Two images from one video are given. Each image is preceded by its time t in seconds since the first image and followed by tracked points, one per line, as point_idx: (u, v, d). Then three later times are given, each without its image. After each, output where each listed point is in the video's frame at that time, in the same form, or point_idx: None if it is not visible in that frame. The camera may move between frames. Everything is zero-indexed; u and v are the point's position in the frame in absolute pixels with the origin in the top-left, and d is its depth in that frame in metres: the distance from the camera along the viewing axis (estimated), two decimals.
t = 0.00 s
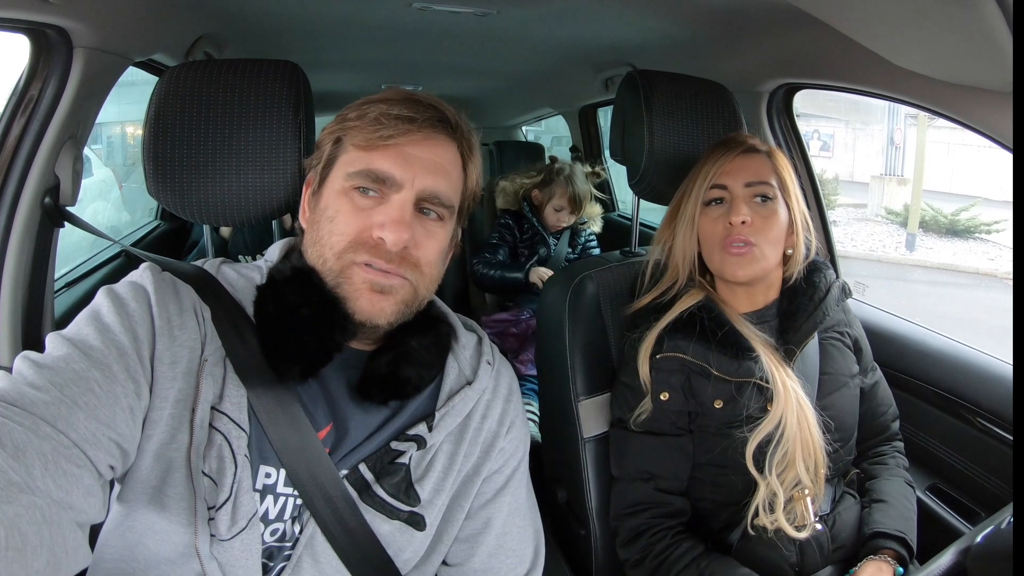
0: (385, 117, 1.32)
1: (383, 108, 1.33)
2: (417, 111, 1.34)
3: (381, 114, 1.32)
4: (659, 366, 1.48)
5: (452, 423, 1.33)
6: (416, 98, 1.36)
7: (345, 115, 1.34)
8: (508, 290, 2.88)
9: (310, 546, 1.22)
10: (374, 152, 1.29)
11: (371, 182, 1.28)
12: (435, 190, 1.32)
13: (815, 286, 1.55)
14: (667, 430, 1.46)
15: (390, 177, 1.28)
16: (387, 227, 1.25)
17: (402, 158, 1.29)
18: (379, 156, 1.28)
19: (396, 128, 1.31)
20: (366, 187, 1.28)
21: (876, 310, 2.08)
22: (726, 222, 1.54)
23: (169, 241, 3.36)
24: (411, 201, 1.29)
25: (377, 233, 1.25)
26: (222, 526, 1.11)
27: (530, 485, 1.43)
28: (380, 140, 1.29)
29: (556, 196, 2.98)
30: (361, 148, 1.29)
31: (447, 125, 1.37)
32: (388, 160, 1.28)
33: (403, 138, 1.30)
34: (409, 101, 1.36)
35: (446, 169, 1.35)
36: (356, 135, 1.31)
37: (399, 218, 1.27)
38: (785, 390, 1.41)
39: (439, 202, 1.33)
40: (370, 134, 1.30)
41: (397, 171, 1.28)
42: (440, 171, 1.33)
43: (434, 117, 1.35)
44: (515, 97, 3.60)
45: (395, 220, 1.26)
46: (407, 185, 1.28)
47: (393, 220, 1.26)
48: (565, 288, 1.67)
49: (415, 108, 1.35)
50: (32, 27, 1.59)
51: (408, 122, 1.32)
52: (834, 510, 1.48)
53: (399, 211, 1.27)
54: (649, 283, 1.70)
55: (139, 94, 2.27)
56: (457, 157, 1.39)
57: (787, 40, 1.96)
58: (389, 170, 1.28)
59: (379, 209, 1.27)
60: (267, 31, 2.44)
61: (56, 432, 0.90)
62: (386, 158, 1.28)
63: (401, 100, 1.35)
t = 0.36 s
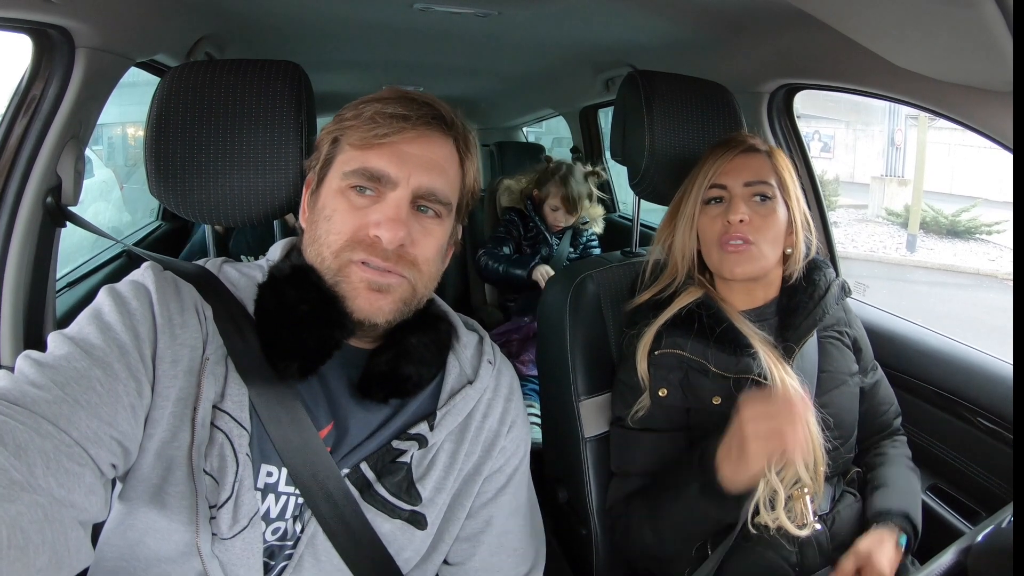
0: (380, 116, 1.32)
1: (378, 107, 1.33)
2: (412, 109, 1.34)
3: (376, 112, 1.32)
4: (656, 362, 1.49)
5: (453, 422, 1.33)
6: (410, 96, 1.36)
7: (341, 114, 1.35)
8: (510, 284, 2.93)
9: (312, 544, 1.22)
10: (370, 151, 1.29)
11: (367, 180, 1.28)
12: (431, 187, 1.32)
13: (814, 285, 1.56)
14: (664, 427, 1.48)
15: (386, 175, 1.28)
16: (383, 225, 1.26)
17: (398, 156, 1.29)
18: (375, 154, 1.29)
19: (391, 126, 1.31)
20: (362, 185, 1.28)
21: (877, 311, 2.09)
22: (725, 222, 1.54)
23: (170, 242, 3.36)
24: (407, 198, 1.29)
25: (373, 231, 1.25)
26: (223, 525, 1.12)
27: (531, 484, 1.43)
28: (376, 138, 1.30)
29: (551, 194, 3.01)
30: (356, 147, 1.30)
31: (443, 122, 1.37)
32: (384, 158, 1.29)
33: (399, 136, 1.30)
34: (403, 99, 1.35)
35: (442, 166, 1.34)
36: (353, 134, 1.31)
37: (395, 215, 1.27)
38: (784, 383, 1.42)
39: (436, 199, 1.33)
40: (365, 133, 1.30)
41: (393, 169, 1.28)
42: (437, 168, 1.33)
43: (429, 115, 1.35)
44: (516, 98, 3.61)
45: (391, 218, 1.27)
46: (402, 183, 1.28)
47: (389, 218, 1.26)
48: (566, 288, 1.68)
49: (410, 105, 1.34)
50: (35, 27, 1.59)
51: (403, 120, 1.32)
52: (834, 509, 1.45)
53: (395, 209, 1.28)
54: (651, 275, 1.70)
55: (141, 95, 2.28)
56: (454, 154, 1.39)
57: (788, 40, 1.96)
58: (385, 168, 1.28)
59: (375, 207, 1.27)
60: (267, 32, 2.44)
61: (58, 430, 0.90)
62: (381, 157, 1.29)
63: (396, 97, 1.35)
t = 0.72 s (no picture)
0: (381, 118, 1.31)
1: (380, 109, 1.33)
2: (414, 112, 1.33)
3: (377, 115, 1.32)
4: (659, 370, 1.46)
5: (454, 424, 1.33)
6: (412, 98, 1.36)
7: (343, 117, 1.34)
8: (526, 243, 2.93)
9: (312, 547, 1.22)
10: (370, 153, 1.29)
11: (367, 183, 1.28)
12: (431, 189, 1.31)
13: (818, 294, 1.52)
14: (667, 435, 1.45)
15: (387, 178, 1.28)
16: (383, 228, 1.25)
17: (398, 159, 1.29)
18: (376, 158, 1.29)
19: (391, 129, 1.30)
20: (362, 188, 1.28)
21: (877, 312, 2.08)
22: (713, 250, 1.47)
23: (170, 242, 3.36)
24: (408, 201, 1.29)
25: (374, 234, 1.25)
26: (224, 527, 1.12)
27: (532, 486, 1.43)
28: (377, 141, 1.29)
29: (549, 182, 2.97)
30: (357, 149, 1.29)
31: (444, 123, 1.37)
32: (384, 161, 1.29)
33: (399, 139, 1.30)
34: (404, 101, 1.35)
35: (442, 168, 1.34)
36: (353, 137, 1.31)
37: (395, 218, 1.27)
38: (787, 400, 1.40)
39: (437, 201, 1.33)
40: (366, 136, 1.30)
41: (393, 172, 1.28)
42: (437, 170, 1.33)
43: (430, 116, 1.35)
44: (517, 98, 3.61)
45: (390, 222, 1.26)
46: (403, 186, 1.28)
47: (389, 221, 1.26)
48: (567, 291, 1.68)
49: (411, 107, 1.34)
50: (35, 28, 1.59)
51: (404, 123, 1.32)
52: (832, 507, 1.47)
53: (396, 211, 1.27)
54: (652, 282, 1.67)
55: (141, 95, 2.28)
56: (455, 156, 1.39)
57: (789, 41, 1.96)
58: (385, 171, 1.28)
59: (376, 210, 1.27)
60: (268, 32, 2.45)
61: (58, 433, 0.90)
62: (382, 159, 1.29)
63: (397, 100, 1.35)
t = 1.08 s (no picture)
0: (383, 118, 1.31)
1: (382, 109, 1.32)
2: (416, 112, 1.33)
3: (380, 115, 1.31)
4: (650, 384, 1.47)
5: (456, 423, 1.33)
6: (415, 98, 1.36)
7: (345, 116, 1.34)
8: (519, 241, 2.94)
9: (314, 545, 1.22)
10: (373, 154, 1.29)
11: (370, 183, 1.28)
12: (434, 190, 1.31)
13: (818, 304, 1.53)
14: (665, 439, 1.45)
15: (390, 179, 1.28)
16: (386, 229, 1.25)
17: (401, 160, 1.29)
18: (379, 159, 1.29)
19: (394, 129, 1.30)
20: (365, 189, 1.28)
21: (880, 311, 2.08)
22: (720, 249, 1.49)
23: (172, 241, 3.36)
24: (411, 202, 1.29)
25: (377, 235, 1.25)
26: (226, 526, 1.12)
27: (534, 485, 1.43)
28: (380, 141, 1.29)
29: (551, 177, 3.00)
30: (360, 149, 1.29)
31: (447, 124, 1.37)
32: (387, 161, 1.29)
33: (402, 139, 1.30)
34: (407, 101, 1.35)
35: (445, 168, 1.34)
36: (356, 137, 1.31)
37: (399, 220, 1.27)
38: (779, 410, 1.40)
39: (439, 201, 1.33)
40: (369, 136, 1.30)
41: (396, 172, 1.28)
42: (440, 170, 1.33)
43: (433, 116, 1.35)
44: (518, 97, 3.61)
45: (392, 223, 1.26)
46: (406, 186, 1.28)
47: (392, 222, 1.26)
48: (568, 291, 1.67)
49: (414, 107, 1.34)
50: (38, 27, 1.59)
51: (407, 123, 1.32)
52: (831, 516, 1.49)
53: (399, 212, 1.27)
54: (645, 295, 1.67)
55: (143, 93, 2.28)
56: (457, 156, 1.39)
57: (791, 40, 1.96)
58: (388, 171, 1.28)
59: (379, 211, 1.27)
60: (269, 31, 2.45)
61: (60, 432, 0.90)
62: (384, 160, 1.29)
63: (399, 100, 1.35)
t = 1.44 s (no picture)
0: (388, 118, 1.31)
1: (386, 108, 1.32)
2: (422, 111, 1.33)
3: (384, 115, 1.31)
4: (660, 375, 1.47)
5: (456, 423, 1.33)
6: (419, 98, 1.36)
7: (349, 115, 1.34)
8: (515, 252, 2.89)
9: (314, 545, 1.22)
10: (378, 154, 1.29)
11: (374, 183, 1.27)
12: (438, 191, 1.31)
13: (826, 297, 1.52)
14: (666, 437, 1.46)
15: (394, 179, 1.28)
16: (391, 230, 1.25)
17: (406, 160, 1.29)
18: (384, 158, 1.28)
19: (399, 128, 1.30)
20: (369, 188, 1.27)
21: (882, 311, 2.07)
22: (734, 232, 1.51)
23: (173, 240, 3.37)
24: (415, 202, 1.29)
25: (381, 235, 1.25)
26: (226, 525, 1.11)
27: (534, 484, 1.43)
28: (384, 141, 1.29)
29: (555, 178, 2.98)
30: (364, 149, 1.29)
31: (451, 125, 1.37)
32: (392, 161, 1.28)
33: (407, 139, 1.30)
34: (411, 101, 1.35)
35: (449, 169, 1.34)
36: (359, 136, 1.30)
37: (404, 220, 1.27)
38: (787, 404, 1.40)
39: (444, 202, 1.33)
40: (373, 136, 1.29)
41: (401, 173, 1.28)
42: (444, 171, 1.32)
43: (438, 117, 1.34)
44: (520, 95, 3.60)
45: (398, 223, 1.26)
46: (411, 187, 1.28)
47: (397, 223, 1.26)
48: (569, 290, 1.67)
49: (418, 108, 1.34)
50: (38, 26, 1.59)
51: (412, 123, 1.31)
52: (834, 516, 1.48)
53: (403, 213, 1.27)
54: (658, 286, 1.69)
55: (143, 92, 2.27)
56: (461, 157, 1.39)
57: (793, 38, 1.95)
58: (393, 172, 1.28)
59: (383, 211, 1.27)
60: (270, 30, 2.44)
61: (60, 431, 0.90)
62: (389, 159, 1.28)
63: (403, 100, 1.34)
